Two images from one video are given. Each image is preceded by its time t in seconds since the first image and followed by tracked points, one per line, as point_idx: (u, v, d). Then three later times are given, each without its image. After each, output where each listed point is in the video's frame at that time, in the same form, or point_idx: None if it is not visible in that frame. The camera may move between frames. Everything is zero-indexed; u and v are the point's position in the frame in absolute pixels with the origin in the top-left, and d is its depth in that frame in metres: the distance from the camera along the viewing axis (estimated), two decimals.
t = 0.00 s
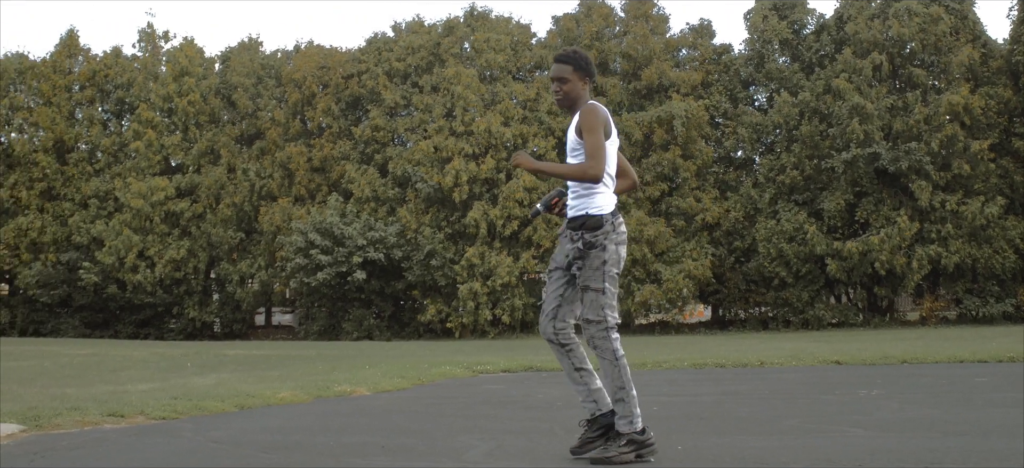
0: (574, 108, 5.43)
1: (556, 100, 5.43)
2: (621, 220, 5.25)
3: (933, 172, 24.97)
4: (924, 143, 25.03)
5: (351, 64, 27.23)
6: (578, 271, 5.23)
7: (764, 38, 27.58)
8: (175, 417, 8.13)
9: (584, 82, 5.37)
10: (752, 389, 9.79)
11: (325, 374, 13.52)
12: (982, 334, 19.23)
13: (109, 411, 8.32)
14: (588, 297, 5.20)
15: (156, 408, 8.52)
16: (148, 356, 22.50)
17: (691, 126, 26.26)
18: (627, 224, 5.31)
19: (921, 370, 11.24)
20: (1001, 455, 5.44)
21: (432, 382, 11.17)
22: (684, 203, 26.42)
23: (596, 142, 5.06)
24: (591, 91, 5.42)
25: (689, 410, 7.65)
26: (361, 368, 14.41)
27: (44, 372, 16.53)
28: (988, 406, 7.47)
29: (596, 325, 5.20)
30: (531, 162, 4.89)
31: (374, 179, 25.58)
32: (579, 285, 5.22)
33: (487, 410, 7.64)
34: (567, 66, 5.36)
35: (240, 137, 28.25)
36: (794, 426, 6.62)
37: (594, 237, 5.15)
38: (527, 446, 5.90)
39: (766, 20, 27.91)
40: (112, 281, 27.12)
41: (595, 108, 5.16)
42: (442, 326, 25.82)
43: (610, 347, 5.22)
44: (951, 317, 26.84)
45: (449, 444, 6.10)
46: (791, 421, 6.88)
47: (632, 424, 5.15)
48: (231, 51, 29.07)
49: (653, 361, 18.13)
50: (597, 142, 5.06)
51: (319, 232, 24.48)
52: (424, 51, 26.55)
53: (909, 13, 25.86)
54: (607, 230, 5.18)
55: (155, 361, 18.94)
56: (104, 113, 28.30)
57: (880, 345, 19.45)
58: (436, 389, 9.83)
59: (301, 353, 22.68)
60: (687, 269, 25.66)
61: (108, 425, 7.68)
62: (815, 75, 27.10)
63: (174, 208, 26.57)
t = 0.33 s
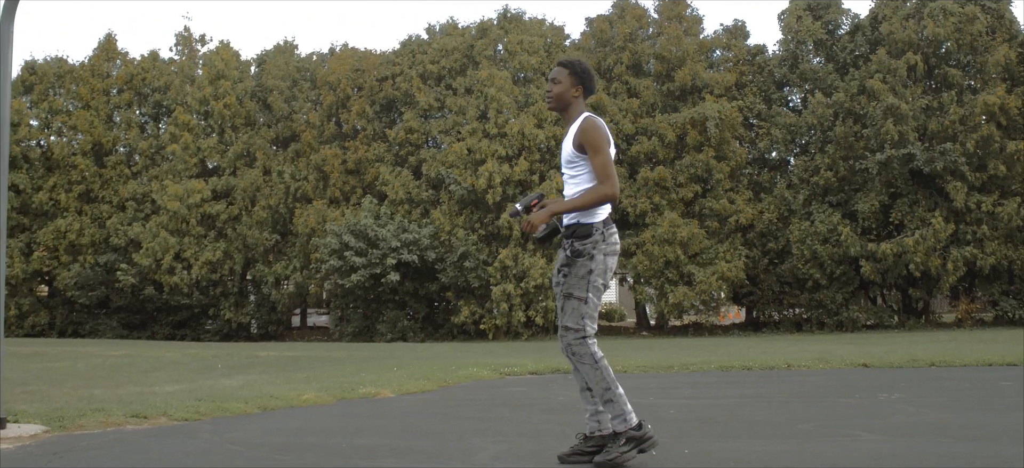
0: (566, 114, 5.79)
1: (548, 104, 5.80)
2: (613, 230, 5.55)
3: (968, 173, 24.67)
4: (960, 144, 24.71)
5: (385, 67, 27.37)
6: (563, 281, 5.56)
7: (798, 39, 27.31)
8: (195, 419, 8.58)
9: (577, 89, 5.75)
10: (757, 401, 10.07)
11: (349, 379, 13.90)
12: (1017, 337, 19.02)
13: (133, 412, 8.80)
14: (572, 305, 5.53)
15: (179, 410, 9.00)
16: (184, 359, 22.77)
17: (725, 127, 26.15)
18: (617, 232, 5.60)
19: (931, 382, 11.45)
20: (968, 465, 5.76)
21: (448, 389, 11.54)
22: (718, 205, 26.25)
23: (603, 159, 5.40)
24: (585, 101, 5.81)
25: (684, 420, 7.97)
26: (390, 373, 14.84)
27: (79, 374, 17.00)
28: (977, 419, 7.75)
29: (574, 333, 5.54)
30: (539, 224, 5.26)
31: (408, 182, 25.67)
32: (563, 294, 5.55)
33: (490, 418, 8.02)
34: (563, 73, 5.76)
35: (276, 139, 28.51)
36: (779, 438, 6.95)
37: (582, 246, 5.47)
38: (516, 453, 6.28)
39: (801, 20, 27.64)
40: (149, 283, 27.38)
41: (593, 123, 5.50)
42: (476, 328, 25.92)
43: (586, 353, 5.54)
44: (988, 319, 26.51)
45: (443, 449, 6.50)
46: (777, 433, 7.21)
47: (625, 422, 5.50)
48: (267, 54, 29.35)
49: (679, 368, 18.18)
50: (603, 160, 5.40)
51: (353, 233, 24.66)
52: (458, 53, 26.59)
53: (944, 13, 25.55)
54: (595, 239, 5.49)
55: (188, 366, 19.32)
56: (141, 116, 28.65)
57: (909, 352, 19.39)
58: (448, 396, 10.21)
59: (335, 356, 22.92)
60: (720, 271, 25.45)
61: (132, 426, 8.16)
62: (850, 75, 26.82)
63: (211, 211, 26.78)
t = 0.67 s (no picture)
0: (564, 114, 5.93)
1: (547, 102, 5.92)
2: (610, 231, 5.55)
3: (986, 172, 24.50)
4: (976, 143, 24.57)
5: (400, 67, 27.32)
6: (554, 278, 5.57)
7: (814, 37, 27.14)
8: (202, 419, 8.65)
9: (572, 89, 5.89)
10: (766, 402, 10.11)
11: (360, 380, 13.99)
12: None
13: (141, 412, 8.84)
14: (558, 300, 5.53)
15: (187, 410, 9.06)
16: (199, 358, 22.84)
17: (740, 126, 26.04)
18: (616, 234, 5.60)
19: (940, 383, 11.48)
20: (971, 464, 5.81)
21: (457, 390, 11.61)
22: (733, 204, 26.15)
23: (603, 157, 5.40)
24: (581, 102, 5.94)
25: (689, 422, 8.02)
26: (402, 374, 14.93)
27: (92, 373, 17.09)
28: (983, 419, 7.78)
29: (556, 328, 5.54)
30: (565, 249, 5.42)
31: (422, 181, 25.65)
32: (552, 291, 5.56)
33: (497, 418, 8.08)
34: (559, 72, 5.90)
35: (291, 139, 28.51)
36: (782, 440, 7.00)
37: (576, 244, 5.47)
38: (519, 454, 6.31)
39: (816, 19, 27.49)
40: (164, 283, 27.41)
41: (589, 122, 5.49)
42: (490, 328, 25.88)
43: (567, 347, 5.53)
44: (1005, 318, 26.35)
45: (447, 449, 6.54)
46: (781, 435, 7.26)
47: (611, 414, 5.48)
48: (282, 54, 29.41)
49: (691, 368, 18.11)
50: (603, 160, 5.40)
51: (368, 233, 24.69)
52: (472, 53, 26.47)
53: (960, 11, 25.42)
54: (591, 238, 5.49)
55: (201, 366, 19.38)
56: (157, 116, 28.75)
57: (924, 352, 19.32)
58: (457, 396, 10.28)
59: (348, 356, 22.93)
60: (735, 271, 25.42)
61: (140, 426, 8.22)
62: (865, 74, 26.66)
63: (226, 211, 26.79)
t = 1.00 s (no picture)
0: (561, 117, 5.53)
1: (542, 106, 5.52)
2: (610, 228, 5.28)
3: (1007, 171, 24.28)
4: (997, 141, 24.37)
5: (417, 67, 27.08)
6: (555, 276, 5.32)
7: (833, 35, 26.89)
8: (213, 419, 8.85)
9: (571, 90, 5.50)
10: (775, 406, 10.26)
11: (373, 382, 14.11)
12: None
13: (152, 413, 9.05)
14: (558, 300, 5.29)
15: (197, 411, 9.27)
16: (214, 359, 22.78)
17: (759, 125, 25.88)
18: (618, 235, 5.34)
19: (949, 386, 11.55)
20: (964, 465, 5.96)
21: (468, 392, 11.77)
22: (752, 204, 25.97)
23: (607, 157, 5.18)
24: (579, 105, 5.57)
25: (697, 426, 8.20)
26: (418, 375, 15.09)
27: (105, 373, 17.21)
28: (995, 421, 8.03)
29: (558, 328, 5.29)
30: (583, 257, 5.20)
31: (439, 181, 25.42)
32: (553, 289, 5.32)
33: (504, 420, 8.29)
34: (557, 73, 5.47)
35: (308, 140, 28.37)
36: (780, 442, 7.17)
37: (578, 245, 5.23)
38: (524, 455, 6.46)
39: (835, 18, 27.28)
40: (181, 283, 27.31)
41: (588, 121, 5.29)
42: (507, 329, 25.72)
43: (569, 349, 5.29)
44: None
45: (453, 450, 6.72)
46: (780, 437, 7.44)
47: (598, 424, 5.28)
48: (298, 55, 29.32)
49: (707, 369, 18.03)
50: (604, 158, 5.19)
51: (385, 234, 24.56)
52: (490, 52, 26.19)
53: (981, 9, 25.22)
54: (592, 238, 5.22)
55: (214, 367, 19.42)
56: (174, 116, 28.67)
57: (943, 353, 19.18)
58: (468, 400, 10.47)
59: (364, 357, 22.89)
60: (754, 271, 25.26)
61: (150, 426, 8.44)
62: (885, 72, 26.42)
63: (242, 211, 26.69)
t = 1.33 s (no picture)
0: (566, 120, 5.06)
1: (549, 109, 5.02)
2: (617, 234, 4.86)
3: None
4: None
5: (438, 66, 26.76)
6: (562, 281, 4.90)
7: (859, 33, 26.52)
8: (228, 422, 9.71)
9: (581, 94, 5.01)
10: (791, 408, 10.68)
11: (390, 383, 14.06)
12: None
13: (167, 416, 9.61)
14: (567, 306, 4.86)
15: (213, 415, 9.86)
16: (232, 361, 22.67)
17: (783, 124, 25.60)
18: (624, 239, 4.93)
19: (960, 393, 11.72)
20: None
21: (486, 394, 12.08)
22: (777, 203, 25.70)
23: (613, 164, 4.77)
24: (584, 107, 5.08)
25: (719, 427, 8.81)
26: (440, 376, 15.39)
27: (124, 374, 17.31)
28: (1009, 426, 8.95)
29: (569, 336, 4.88)
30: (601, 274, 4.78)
31: (462, 182, 25.18)
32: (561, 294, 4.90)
33: (516, 424, 8.81)
34: (569, 73, 4.98)
35: (329, 140, 28.15)
36: (770, 446, 7.67)
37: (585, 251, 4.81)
38: (535, 457, 7.13)
39: (861, 15, 26.90)
40: (202, 284, 27.17)
41: (596, 125, 4.87)
42: (531, 329, 25.54)
43: (581, 360, 4.88)
44: None
45: (464, 453, 7.27)
46: (773, 441, 7.92)
47: (601, 435, 4.88)
48: (320, 54, 29.16)
49: (729, 370, 17.81)
50: (611, 166, 4.78)
51: (406, 234, 24.37)
52: (512, 51, 26.01)
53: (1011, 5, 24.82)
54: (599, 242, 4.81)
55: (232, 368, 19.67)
56: (196, 117, 28.57)
57: (965, 355, 19.01)
58: (484, 402, 10.90)
59: (384, 358, 22.90)
60: (778, 272, 25.01)
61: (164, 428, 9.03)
62: (911, 70, 26.02)
63: (264, 212, 26.59)
